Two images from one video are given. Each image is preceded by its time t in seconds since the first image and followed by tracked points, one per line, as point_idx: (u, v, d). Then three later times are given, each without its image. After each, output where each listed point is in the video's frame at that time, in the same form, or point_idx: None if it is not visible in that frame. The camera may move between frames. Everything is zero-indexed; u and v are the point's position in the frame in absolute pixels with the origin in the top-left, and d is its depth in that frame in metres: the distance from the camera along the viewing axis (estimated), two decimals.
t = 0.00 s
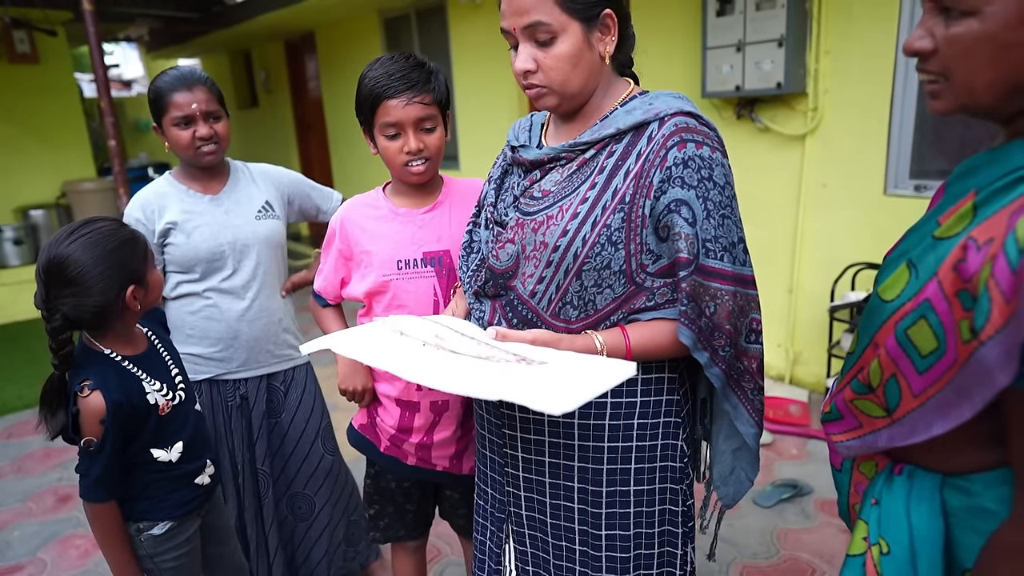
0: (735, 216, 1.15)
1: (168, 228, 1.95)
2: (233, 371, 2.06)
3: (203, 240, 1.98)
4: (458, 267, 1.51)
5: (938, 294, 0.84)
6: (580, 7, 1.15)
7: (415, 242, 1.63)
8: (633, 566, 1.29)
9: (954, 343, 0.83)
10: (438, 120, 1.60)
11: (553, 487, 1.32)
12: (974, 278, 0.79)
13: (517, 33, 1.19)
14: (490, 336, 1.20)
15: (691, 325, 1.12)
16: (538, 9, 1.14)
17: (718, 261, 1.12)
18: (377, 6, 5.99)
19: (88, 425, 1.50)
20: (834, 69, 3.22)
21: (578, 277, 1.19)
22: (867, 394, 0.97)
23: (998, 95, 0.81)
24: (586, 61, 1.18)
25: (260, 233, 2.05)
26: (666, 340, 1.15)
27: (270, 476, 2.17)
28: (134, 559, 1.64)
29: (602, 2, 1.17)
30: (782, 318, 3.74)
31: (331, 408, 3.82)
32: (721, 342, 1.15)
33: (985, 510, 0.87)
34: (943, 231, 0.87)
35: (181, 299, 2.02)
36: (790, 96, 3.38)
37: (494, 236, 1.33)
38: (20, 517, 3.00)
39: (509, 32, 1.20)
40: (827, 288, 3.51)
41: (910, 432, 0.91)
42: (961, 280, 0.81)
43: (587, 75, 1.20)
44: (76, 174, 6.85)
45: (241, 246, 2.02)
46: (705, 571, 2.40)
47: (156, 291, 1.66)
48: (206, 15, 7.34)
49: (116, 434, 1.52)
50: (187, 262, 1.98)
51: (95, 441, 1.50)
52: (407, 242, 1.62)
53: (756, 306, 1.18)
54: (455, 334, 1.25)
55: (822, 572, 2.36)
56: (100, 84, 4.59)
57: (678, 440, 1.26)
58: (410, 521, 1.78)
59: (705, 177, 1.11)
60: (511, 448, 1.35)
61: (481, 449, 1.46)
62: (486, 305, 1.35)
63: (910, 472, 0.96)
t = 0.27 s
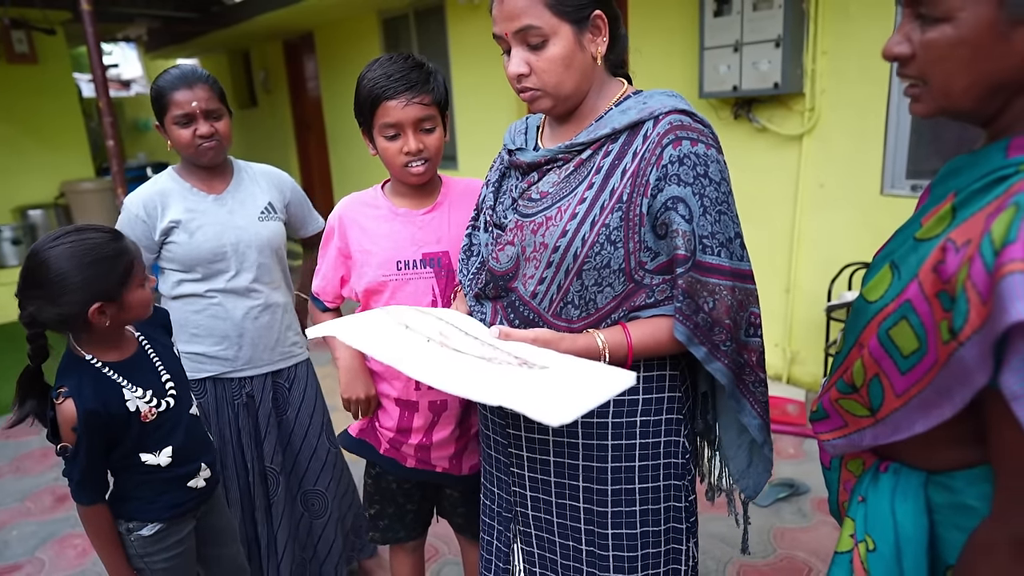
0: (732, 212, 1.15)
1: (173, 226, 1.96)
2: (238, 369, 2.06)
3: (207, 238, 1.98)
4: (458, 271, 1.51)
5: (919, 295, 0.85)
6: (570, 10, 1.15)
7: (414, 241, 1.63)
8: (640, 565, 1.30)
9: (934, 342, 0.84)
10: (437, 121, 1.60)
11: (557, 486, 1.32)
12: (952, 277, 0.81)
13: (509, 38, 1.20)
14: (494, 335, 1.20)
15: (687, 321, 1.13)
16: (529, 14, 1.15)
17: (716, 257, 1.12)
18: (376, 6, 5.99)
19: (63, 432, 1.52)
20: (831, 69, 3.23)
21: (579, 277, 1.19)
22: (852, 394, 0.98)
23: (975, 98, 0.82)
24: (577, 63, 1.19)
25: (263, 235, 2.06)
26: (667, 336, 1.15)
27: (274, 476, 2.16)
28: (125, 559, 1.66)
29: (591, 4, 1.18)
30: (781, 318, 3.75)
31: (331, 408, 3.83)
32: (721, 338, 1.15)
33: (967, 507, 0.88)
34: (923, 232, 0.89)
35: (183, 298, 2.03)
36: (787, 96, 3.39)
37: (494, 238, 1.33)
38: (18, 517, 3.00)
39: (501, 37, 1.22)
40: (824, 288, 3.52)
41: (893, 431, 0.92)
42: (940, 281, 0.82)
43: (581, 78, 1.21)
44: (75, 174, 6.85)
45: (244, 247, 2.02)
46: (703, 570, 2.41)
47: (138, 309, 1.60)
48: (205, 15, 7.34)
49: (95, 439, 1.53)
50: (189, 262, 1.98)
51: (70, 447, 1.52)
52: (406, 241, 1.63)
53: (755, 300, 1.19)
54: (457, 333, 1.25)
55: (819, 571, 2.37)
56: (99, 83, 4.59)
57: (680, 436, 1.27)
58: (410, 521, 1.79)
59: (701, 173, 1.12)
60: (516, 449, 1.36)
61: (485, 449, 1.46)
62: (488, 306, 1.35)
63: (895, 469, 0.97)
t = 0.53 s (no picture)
0: (734, 219, 1.15)
1: (173, 228, 1.96)
2: (233, 373, 2.05)
3: (206, 241, 1.98)
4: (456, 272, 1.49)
5: (904, 296, 0.85)
6: (574, 9, 1.15)
7: (411, 242, 1.63)
8: (635, 568, 1.29)
9: (918, 342, 0.83)
10: (435, 124, 1.60)
11: (552, 491, 1.32)
12: (935, 277, 0.81)
13: (512, 36, 1.19)
14: (490, 338, 1.21)
15: (685, 327, 1.13)
16: (533, 11, 1.15)
17: (716, 263, 1.13)
18: (373, 7, 5.99)
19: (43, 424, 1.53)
20: (826, 70, 3.24)
21: (576, 280, 1.19)
22: (839, 394, 0.98)
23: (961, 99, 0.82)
24: (581, 63, 1.18)
25: (262, 241, 2.07)
26: (665, 342, 1.16)
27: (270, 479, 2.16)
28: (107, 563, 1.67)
29: (595, 5, 1.18)
30: (777, 318, 3.75)
31: (327, 409, 3.82)
32: (720, 346, 1.16)
33: (949, 506, 0.89)
34: (910, 233, 0.90)
35: (179, 299, 2.02)
36: (783, 97, 3.40)
37: (494, 238, 1.34)
38: (13, 519, 2.99)
39: (505, 36, 1.21)
40: (820, 289, 3.52)
41: (878, 431, 0.92)
42: (925, 282, 0.82)
43: (583, 77, 1.20)
44: (72, 175, 6.84)
45: (242, 251, 2.03)
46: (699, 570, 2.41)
47: (117, 312, 1.57)
48: (202, 16, 7.33)
49: (72, 438, 1.54)
50: (187, 264, 1.98)
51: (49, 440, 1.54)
52: (403, 243, 1.63)
53: (754, 308, 1.19)
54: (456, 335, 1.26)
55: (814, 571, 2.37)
56: (95, 84, 4.58)
57: (677, 445, 1.27)
58: (407, 525, 1.78)
59: (704, 178, 1.12)
60: (510, 452, 1.36)
61: (482, 452, 1.47)
62: (484, 308, 1.34)
63: (880, 468, 0.97)
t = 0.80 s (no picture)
0: (748, 232, 1.15)
1: (170, 237, 1.95)
2: (230, 384, 2.05)
3: (205, 252, 1.98)
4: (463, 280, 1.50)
5: (899, 305, 0.85)
6: (582, 13, 1.15)
7: (405, 250, 1.63)
8: None
9: (911, 352, 0.84)
10: (428, 134, 1.61)
11: (560, 506, 1.31)
12: (928, 287, 0.81)
13: (519, 39, 1.20)
14: (494, 352, 1.19)
15: (697, 344, 1.12)
16: (540, 15, 1.15)
17: (728, 277, 1.12)
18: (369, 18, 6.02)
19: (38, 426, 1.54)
20: (820, 81, 3.25)
21: (584, 293, 1.19)
22: (833, 402, 0.98)
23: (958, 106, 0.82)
24: (589, 68, 1.18)
25: (259, 251, 2.07)
26: (677, 360, 1.14)
27: (267, 489, 2.16)
28: None
29: (606, 8, 1.17)
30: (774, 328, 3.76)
31: (323, 419, 3.81)
32: (735, 363, 1.14)
33: (943, 516, 0.88)
34: (905, 243, 0.90)
35: (174, 311, 2.00)
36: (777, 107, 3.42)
37: (500, 248, 1.33)
38: (4, 531, 2.97)
39: (512, 39, 1.22)
40: (816, 298, 3.53)
41: (871, 439, 0.92)
42: (919, 291, 0.83)
43: (591, 84, 1.20)
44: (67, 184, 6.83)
45: (239, 261, 2.03)
46: None
47: (115, 314, 1.58)
48: (198, 26, 7.36)
49: (64, 443, 1.54)
50: (183, 274, 1.97)
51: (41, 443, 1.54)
52: (397, 250, 1.63)
53: (766, 324, 1.18)
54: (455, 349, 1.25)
55: None
56: (91, 93, 4.59)
57: (689, 460, 1.25)
58: (403, 540, 1.76)
59: (717, 190, 1.11)
60: (516, 468, 1.35)
61: (485, 466, 1.46)
62: (490, 319, 1.34)
63: (874, 477, 0.97)
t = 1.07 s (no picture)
0: (772, 251, 1.14)
1: (164, 254, 1.95)
2: (226, 398, 2.03)
3: (200, 267, 1.97)
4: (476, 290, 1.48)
5: (907, 317, 0.85)
6: (592, 24, 1.14)
7: (401, 259, 1.63)
8: None
9: (920, 365, 0.83)
10: (427, 146, 1.61)
11: (567, 525, 1.30)
12: (936, 300, 0.81)
13: (533, 50, 1.20)
14: (506, 370, 1.20)
15: (718, 367, 1.11)
16: (550, 25, 1.16)
17: (750, 297, 1.11)
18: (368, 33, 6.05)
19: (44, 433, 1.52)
20: (817, 95, 3.27)
21: (599, 309, 1.18)
22: (840, 415, 0.97)
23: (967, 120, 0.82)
24: (599, 79, 1.17)
25: (255, 267, 2.06)
26: (696, 381, 1.14)
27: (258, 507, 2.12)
28: None
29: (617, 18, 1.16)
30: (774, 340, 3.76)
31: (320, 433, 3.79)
32: (755, 387, 1.14)
33: (951, 531, 0.87)
34: (912, 255, 0.89)
35: (173, 324, 2.00)
36: (775, 121, 3.43)
37: (515, 260, 1.31)
38: None
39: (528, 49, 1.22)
40: (815, 311, 3.53)
41: (879, 453, 0.91)
42: (928, 304, 0.82)
43: (604, 93, 1.19)
44: (65, 198, 6.82)
45: (237, 276, 2.02)
46: None
47: (120, 323, 1.58)
48: (198, 41, 7.39)
49: (69, 452, 1.52)
50: (179, 289, 1.97)
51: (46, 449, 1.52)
52: (394, 260, 1.63)
53: (790, 346, 1.17)
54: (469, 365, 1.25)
55: None
56: (90, 107, 4.59)
57: (702, 479, 1.23)
58: (403, 555, 1.74)
59: (741, 208, 1.11)
60: (525, 484, 1.34)
61: (494, 480, 1.46)
62: (504, 331, 1.32)
63: (881, 491, 0.96)
